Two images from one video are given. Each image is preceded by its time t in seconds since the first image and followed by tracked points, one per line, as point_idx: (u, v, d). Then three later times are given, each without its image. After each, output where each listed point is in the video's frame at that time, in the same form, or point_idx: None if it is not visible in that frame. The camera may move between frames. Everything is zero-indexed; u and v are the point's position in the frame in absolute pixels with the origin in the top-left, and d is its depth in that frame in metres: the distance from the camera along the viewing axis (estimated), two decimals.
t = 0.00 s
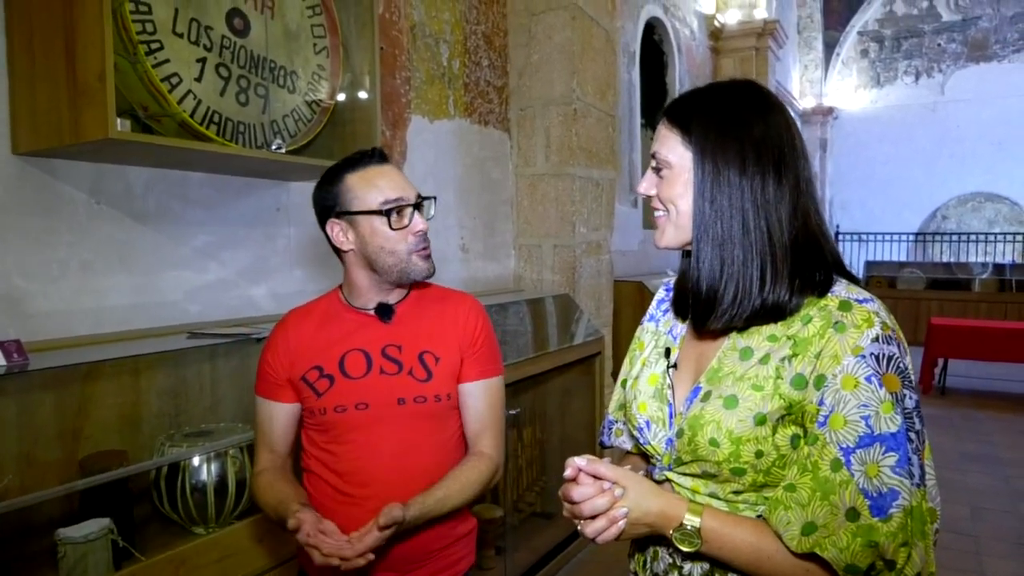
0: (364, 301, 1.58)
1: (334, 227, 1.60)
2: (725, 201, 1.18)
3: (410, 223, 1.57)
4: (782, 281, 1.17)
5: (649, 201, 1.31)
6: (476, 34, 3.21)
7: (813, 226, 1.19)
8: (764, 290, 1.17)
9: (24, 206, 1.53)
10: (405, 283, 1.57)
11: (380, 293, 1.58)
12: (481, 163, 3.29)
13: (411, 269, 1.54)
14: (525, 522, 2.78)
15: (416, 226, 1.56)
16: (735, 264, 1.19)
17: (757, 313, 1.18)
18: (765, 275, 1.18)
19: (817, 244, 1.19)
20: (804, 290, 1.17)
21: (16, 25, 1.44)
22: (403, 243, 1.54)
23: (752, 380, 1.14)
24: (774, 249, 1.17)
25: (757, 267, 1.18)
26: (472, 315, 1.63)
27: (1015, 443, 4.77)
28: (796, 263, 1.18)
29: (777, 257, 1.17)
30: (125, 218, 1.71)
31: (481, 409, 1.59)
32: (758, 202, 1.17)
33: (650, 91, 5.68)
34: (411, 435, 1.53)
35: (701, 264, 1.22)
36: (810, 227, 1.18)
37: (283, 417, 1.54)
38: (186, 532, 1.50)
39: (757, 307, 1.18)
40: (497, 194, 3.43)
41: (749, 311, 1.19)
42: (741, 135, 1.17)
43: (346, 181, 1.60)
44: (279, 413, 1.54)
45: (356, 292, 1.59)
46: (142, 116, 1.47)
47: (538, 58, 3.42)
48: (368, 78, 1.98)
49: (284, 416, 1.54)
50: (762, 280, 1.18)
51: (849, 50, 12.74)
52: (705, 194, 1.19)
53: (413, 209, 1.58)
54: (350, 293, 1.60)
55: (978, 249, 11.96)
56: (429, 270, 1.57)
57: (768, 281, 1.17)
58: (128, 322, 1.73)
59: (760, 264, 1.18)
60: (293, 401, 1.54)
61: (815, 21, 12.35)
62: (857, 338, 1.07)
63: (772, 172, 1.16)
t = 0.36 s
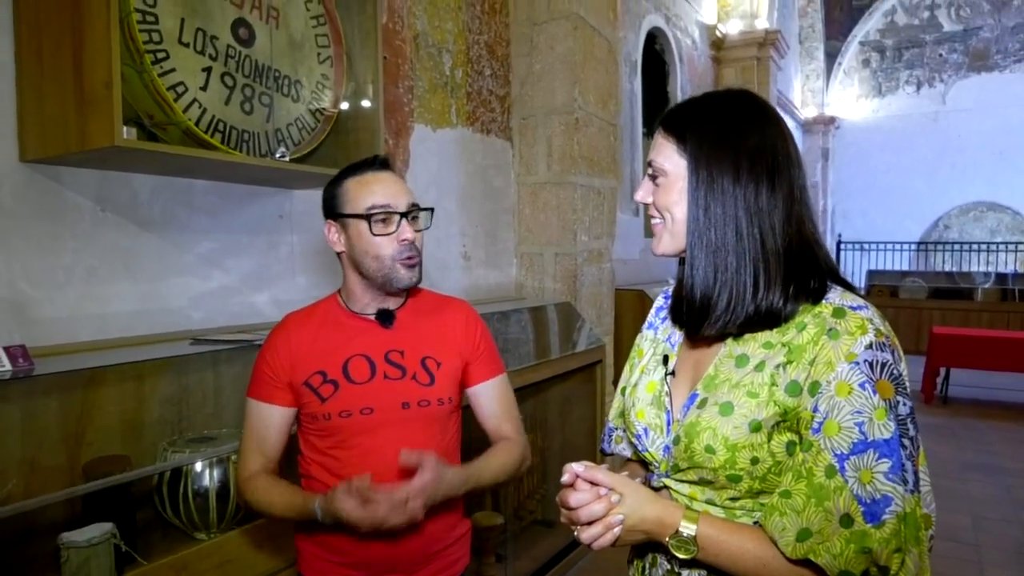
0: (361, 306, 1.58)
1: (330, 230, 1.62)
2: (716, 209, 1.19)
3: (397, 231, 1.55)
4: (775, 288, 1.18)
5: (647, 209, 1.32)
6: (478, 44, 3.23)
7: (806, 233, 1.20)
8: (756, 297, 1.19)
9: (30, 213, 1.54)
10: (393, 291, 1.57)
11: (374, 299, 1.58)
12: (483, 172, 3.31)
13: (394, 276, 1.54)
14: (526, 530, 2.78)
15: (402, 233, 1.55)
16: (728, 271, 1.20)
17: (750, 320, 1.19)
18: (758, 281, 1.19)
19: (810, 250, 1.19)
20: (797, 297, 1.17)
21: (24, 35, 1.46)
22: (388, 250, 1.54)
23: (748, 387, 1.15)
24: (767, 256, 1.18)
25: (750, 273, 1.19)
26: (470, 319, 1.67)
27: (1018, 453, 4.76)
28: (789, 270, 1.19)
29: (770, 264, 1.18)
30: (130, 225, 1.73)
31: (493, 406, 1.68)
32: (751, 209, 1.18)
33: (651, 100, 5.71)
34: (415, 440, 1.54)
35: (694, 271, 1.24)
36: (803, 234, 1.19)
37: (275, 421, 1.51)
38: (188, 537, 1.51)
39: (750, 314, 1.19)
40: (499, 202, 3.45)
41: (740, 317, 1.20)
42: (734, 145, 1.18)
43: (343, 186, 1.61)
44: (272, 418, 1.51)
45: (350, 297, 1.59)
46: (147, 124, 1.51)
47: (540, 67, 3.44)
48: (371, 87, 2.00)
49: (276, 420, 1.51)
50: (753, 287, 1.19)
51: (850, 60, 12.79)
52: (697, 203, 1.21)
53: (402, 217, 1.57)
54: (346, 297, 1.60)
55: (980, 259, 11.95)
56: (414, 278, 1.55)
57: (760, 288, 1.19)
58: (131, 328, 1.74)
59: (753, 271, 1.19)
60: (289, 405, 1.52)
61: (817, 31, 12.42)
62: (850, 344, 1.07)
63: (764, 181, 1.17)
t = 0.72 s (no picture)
0: (355, 313, 1.58)
1: (328, 241, 1.61)
2: (710, 213, 1.20)
3: (398, 251, 1.54)
4: (763, 296, 1.19)
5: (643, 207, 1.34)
6: (475, 52, 3.25)
7: (800, 244, 1.20)
8: (744, 301, 1.20)
9: (28, 218, 1.54)
10: (386, 307, 1.56)
11: (368, 308, 1.58)
12: (480, 179, 3.32)
13: (392, 297, 1.53)
14: (521, 536, 2.77)
15: (403, 254, 1.53)
16: (718, 274, 1.22)
17: (734, 324, 1.21)
18: (746, 287, 1.20)
19: (803, 262, 1.20)
20: (784, 307, 1.18)
21: (23, 40, 1.47)
22: (387, 270, 1.52)
23: (740, 396, 1.15)
24: (757, 264, 1.19)
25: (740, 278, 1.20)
26: (459, 325, 1.71)
27: (1012, 461, 4.77)
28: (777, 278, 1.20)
29: (759, 273, 1.19)
30: (127, 230, 1.73)
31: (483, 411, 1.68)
32: (744, 215, 1.19)
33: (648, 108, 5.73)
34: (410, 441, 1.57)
35: (684, 270, 1.25)
36: (795, 245, 1.19)
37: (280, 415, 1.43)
38: (182, 543, 1.50)
39: (735, 319, 1.21)
40: (496, 209, 3.45)
41: (728, 320, 1.21)
42: (733, 152, 1.19)
43: (343, 198, 1.58)
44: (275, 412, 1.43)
45: (345, 302, 1.59)
46: (145, 129, 1.50)
47: (537, 75, 3.46)
48: (369, 94, 2.01)
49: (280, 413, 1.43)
50: (740, 291, 1.20)
51: (846, 69, 12.86)
52: (691, 205, 1.22)
53: (403, 237, 1.55)
54: (339, 302, 1.60)
55: (976, 267, 11.99)
56: (410, 297, 1.55)
57: (748, 294, 1.19)
58: (128, 333, 1.75)
59: (741, 277, 1.20)
60: (292, 399, 1.45)
61: (813, 40, 11.98)
62: (841, 353, 1.08)
63: (761, 189, 1.18)
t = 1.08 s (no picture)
0: (354, 315, 1.57)
1: (322, 237, 1.60)
2: (684, 223, 1.19)
3: (400, 231, 1.58)
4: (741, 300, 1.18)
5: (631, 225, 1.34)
6: (474, 53, 3.25)
7: (779, 246, 1.18)
8: (721, 307, 1.19)
9: (24, 220, 1.54)
10: (396, 292, 1.59)
11: (369, 306, 1.58)
12: (479, 181, 3.32)
13: (403, 276, 1.56)
14: (520, 539, 2.77)
15: (406, 233, 1.58)
16: (694, 284, 1.20)
17: (712, 332, 1.20)
18: (720, 294, 1.19)
19: (780, 263, 1.18)
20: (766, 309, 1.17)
21: (20, 43, 1.46)
22: (394, 251, 1.55)
23: (743, 402, 1.15)
24: (732, 269, 1.18)
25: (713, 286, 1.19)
26: (459, 328, 1.70)
27: (1012, 463, 4.76)
28: (759, 281, 1.18)
29: (731, 277, 1.18)
30: (125, 233, 1.73)
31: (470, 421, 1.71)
32: (720, 222, 1.18)
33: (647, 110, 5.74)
34: (415, 449, 1.55)
35: (659, 279, 1.24)
36: (773, 245, 1.18)
37: (272, 438, 1.43)
38: (180, 546, 1.49)
39: (712, 326, 1.20)
40: (495, 211, 3.45)
41: (705, 328, 1.20)
42: (706, 159, 1.18)
43: (333, 193, 1.60)
44: (267, 436, 1.43)
45: (343, 305, 1.58)
46: (142, 132, 1.49)
47: (536, 77, 3.46)
48: (368, 96, 2.01)
49: (272, 438, 1.43)
50: (716, 297, 1.19)
51: (845, 72, 12.89)
52: (665, 217, 1.21)
53: (402, 217, 1.60)
54: (337, 306, 1.59)
55: (975, 270, 11.99)
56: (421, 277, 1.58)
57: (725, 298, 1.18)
58: (125, 335, 1.74)
59: (716, 284, 1.19)
60: (286, 421, 1.45)
61: (812, 43, 12.18)
62: (845, 359, 1.07)
63: (734, 195, 1.17)
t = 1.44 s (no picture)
0: (344, 309, 1.56)
1: (308, 236, 1.59)
2: (718, 204, 1.18)
3: (386, 229, 1.55)
4: (768, 290, 1.17)
5: (638, 198, 1.33)
6: (470, 43, 3.22)
7: (801, 238, 1.20)
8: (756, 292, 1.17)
9: (16, 214, 1.53)
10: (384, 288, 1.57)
11: (358, 301, 1.57)
12: (476, 172, 3.30)
13: (389, 275, 1.54)
14: (519, 530, 2.77)
15: (391, 231, 1.55)
16: (722, 270, 1.19)
17: (742, 323, 1.18)
18: (750, 284, 1.18)
19: (802, 253, 1.19)
20: (783, 297, 1.17)
21: (9, 34, 1.44)
22: (379, 250, 1.53)
23: (742, 392, 1.14)
24: (764, 261, 1.18)
25: (742, 274, 1.18)
26: (450, 317, 1.69)
27: (1010, 452, 4.78)
28: (780, 272, 1.18)
29: (760, 267, 1.17)
30: (118, 226, 1.72)
31: (472, 408, 1.70)
32: (745, 209, 1.17)
33: (644, 100, 5.71)
34: (408, 442, 1.54)
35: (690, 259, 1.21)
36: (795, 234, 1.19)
37: (262, 433, 1.44)
38: (177, 539, 1.49)
39: (742, 317, 1.18)
40: (492, 202, 3.44)
41: (737, 319, 1.18)
42: (734, 144, 1.17)
43: (318, 189, 1.58)
44: (258, 432, 1.44)
45: (332, 300, 1.57)
46: (135, 123, 1.49)
47: (532, 66, 3.44)
48: (364, 87, 1.99)
49: (262, 433, 1.44)
50: (752, 280, 1.18)
51: (844, 61, 12.84)
52: (692, 199, 1.20)
53: (388, 214, 1.57)
54: (326, 300, 1.58)
55: (973, 259, 12.00)
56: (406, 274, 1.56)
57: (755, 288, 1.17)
58: (120, 329, 1.73)
59: (745, 273, 1.18)
60: (278, 417, 1.45)
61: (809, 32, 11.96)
62: (845, 347, 1.07)
63: (768, 180, 1.16)
